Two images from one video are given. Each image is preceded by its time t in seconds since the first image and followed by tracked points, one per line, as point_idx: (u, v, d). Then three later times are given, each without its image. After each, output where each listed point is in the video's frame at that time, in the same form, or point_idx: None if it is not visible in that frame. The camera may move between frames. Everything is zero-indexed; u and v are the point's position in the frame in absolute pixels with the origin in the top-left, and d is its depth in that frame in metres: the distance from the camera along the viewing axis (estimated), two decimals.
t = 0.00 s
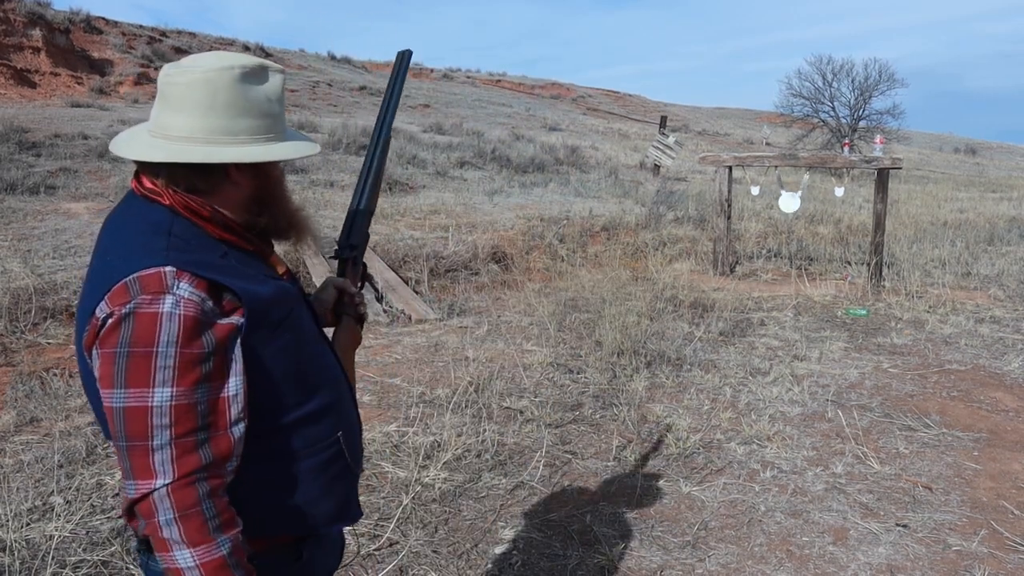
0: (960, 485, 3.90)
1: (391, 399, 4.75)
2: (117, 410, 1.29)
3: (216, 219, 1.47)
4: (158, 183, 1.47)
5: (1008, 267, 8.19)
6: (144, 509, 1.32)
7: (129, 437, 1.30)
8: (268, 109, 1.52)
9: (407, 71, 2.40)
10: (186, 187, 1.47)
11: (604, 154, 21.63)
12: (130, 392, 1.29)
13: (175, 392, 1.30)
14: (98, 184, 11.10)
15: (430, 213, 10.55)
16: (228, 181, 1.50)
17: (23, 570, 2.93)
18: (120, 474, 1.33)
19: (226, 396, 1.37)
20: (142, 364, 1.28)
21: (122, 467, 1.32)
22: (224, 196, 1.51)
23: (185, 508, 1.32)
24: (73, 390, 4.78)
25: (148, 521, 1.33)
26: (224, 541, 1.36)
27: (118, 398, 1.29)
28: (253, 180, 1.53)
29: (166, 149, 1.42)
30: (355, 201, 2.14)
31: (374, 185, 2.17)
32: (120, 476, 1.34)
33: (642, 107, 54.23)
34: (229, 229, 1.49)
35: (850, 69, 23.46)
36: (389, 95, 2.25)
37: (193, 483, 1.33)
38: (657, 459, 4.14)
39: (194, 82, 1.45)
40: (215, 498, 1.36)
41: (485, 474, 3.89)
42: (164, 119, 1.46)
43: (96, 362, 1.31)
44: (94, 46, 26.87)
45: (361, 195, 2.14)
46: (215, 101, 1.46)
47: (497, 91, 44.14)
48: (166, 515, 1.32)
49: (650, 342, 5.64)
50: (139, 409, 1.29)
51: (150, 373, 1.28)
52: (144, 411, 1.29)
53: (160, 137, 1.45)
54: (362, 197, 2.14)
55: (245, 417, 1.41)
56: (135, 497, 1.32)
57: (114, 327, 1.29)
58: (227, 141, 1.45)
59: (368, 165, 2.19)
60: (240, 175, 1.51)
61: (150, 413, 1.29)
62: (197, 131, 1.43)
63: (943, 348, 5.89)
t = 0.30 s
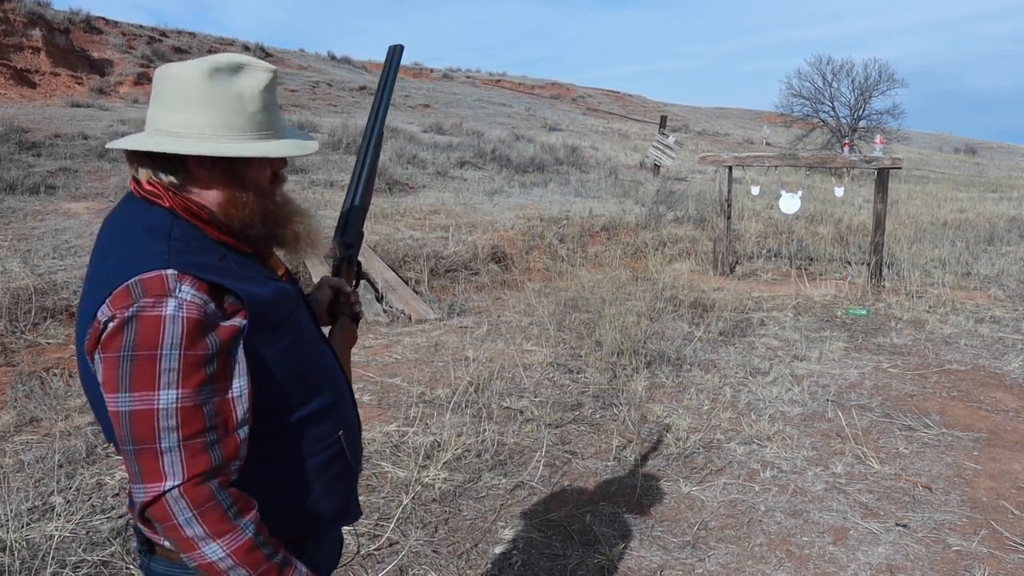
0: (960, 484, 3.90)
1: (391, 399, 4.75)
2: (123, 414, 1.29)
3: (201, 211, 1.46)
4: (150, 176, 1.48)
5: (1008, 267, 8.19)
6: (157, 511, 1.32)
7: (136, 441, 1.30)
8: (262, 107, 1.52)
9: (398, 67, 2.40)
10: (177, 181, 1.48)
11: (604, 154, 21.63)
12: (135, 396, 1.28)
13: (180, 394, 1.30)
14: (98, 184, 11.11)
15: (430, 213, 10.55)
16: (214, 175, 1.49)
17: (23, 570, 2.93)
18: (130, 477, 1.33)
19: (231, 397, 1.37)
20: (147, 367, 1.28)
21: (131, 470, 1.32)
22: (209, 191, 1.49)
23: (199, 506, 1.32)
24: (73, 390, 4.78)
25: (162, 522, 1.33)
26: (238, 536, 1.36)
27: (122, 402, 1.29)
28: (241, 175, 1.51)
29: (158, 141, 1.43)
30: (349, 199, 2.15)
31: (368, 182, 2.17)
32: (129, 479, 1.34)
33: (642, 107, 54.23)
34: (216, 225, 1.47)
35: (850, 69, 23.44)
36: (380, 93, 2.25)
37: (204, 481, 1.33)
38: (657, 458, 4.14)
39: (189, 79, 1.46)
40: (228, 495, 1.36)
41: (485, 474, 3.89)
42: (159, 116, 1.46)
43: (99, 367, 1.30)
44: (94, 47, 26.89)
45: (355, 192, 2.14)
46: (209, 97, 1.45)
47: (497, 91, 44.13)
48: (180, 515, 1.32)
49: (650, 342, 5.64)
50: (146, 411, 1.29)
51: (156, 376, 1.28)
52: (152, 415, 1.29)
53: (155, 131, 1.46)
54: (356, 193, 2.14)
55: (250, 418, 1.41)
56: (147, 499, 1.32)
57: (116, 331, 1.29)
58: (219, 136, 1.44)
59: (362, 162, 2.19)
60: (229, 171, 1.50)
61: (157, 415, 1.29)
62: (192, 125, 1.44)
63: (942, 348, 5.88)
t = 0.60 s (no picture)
0: (960, 485, 3.90)
1: (391, 399, 4.75)
2: (114, 419, 1.30)
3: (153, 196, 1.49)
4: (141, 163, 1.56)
5: (1008, 267, 8.20)
6: (161, 508, 1.32)
7: (130, 444, 1.31)
8: (252, 113, 1.54)
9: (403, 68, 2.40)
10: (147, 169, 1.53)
11: (604, 155, 21.63)
12: (124, 399, 1.29)
13: (169, 393, 1.30)
14: (98, 184, 11.11)
15: (430, 214, 10.56)
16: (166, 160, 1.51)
17: (23, 570, 2.93)
18: (131, 479, 1.34)
19: (225, 393, 1.37)
20: (133, 370, 1.29)
21: (131, 473, 1.32)
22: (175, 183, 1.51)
23: (202, 491, 1.32)
24: (73, 390, 4.78)
25: (172, 515, 1.33)
26: (248, 499, 1.36)
27: (113, 407, 1.29)
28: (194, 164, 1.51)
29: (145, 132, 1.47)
30: (354, 195, 2.14)
31: (372, 180, 2.17)
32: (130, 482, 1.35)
33: (642, 107, 54.25)
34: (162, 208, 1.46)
35: (850, 69, 23.44)
36: (385, 92, 2.25)
37: (202, 468, 1.33)
38: (657, 459, 4.14)
39: (178, 78, 1.49)
40: (228, 468, 1.36)
41: (485, 474, 3.89)
42: (152, 109, 1.51)
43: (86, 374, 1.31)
44: (94, 47, 26.90)
45: (359, 189, 2.13)
46: (192, 95, 1.47)
47: (497, 91, 44.13)
48: (186, 505, 1.32)
49: (650, 342, 5.64)
50: (136, 413, 1.29)
51: (143, 377, 1.29)
52: (143, 416, 1.29)
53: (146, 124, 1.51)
54: (360, 189, 2.14)
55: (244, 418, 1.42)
56: (149, 500, 1.32)
57: (100, 336, 1.29)
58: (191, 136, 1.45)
59: (366, 161, 2.19)
60: (189, 157, 1.51)
61: (147, 417, 1.29)
62: (173, 123, 1.46)
63: (943, 348, 5.89)
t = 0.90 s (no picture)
0: (960, 485, 3.90)
1: (391, 398, 4.75)
2: (134, 406, 1.28)
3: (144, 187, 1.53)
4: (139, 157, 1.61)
5: (1008, 268, 8.20)
6: (199, 475, 1.25)
7: (153, 426, 1.27)
8: (242, 104, 1.56)
9: (420, 64, 2.30)
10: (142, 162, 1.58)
11: (604, 155, 21.63)
12: (139, 382, 1.27)
13: (180, 369, 1.28)
14: (98, 184, 11.11)
15: (430, 214, 10.56)
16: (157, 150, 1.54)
17: (23, 570, 2.93)
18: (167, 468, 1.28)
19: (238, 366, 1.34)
20: (140, 352, 1.28)
21: (163, 454, 1.27)
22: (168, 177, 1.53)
23: (222, 430, 1.25)
24: (72, 390, 4.78)
25: (210, 475, 1.26)
26: (263, 412, 1.27)
27: (130, 396, 1.28)
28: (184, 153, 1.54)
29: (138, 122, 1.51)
30: (365, 189, 2.02)
31: (384, 174, 2.05)
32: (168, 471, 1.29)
33: (642, 107, 54.24)
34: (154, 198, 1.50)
35: (850, 70, 23.43)
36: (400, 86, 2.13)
37: (217, 413, 1.26)
38: (657, 459, 4.14)
39: (170, 71, 1.53)
40: (241, 401, 1.29)
41: (485, 474, 3.89)
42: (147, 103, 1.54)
43: (100, 375, 1.31)
44: (94, 47, 26.91)
45: (370, 183, 2.02)
46: (181, 85, 1.50)
47: (496, 91, 44.12)
48: (216, 455, 1.25)
49: (650, 342, 5.64)
50: (151, 389, 1.26)
51: (150, 356, 1.27)
52: (159, 391, 1.26)
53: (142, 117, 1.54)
54: (372, 184, 2.02)
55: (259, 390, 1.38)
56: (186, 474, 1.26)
57: (104, 331, 1.30)
58: (180, 122, 1.48)
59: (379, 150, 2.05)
60: (181, 147, 1.54)
61: (161, 391, 1.26)
62: (164, 111, 1.49)
63: (942, 348, 5.89)
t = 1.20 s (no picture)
0: (960, 485, 3.90)
1: (391, 398, 4.75)
2: (149, 396, 1.27)
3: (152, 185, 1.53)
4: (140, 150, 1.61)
5: (1008, 268, 8.19)
6: (217, 455, 1.25)
7: (167, 415, 1.26)
8: (250, 102, 1.58)
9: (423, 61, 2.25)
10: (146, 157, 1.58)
11: (604, 155, 21.63)
12: (152, 372, 1.27)
13: (190, 356, 1.27)
14: (98, 184, 11.11)
15: (430, 213, 10.56)
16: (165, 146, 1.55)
17: (23, 570, 2.93)
18: (185, 455, 1.28)
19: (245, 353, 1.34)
20: (150, 343, 1.28)
21: (179, 442, 1.27)
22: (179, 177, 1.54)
23: (235, 406, 1.25)
24: (72, 390, 4.78)
25: (229, 455, 1.25)
26: (273, 383, 1.27)
27: (143, 388, 1.28)
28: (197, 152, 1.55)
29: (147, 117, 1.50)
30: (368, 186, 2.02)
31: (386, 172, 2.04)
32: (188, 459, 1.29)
33: (642, 108, 54.24)
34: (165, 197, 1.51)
35: (850, 70, 23.43)
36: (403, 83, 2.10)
37: (228, 392, 1.26)
38: (658, 459, 4.14)
39: (180, 68, 1.53)
40: (249, 378, 1.29)
41: (485, 474, 3.90)
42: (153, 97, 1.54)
43: (113, 371, 1.31)
44: (94, 47, 26.92)
45: (373, 180, 2.01)
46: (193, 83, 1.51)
47: (496, 91, 44.12)
48: (231, 432, 1.24)
49: (650, 342, 5.64)
50: (165, 377, 1.26)
51: (162, 345, 1.27)
52: (170, 378, 1.26)
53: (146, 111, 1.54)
54: (374, 180, 2.01)
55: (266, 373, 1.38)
56: (202, 457, 1.25)
57: (113, 326, 1.30)
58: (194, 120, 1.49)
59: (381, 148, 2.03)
60: (193, 148, 1.54)
61: (174, 378, 1.26)
62: (176, 109, 1.50)
63: (943, 348, 5.89)
